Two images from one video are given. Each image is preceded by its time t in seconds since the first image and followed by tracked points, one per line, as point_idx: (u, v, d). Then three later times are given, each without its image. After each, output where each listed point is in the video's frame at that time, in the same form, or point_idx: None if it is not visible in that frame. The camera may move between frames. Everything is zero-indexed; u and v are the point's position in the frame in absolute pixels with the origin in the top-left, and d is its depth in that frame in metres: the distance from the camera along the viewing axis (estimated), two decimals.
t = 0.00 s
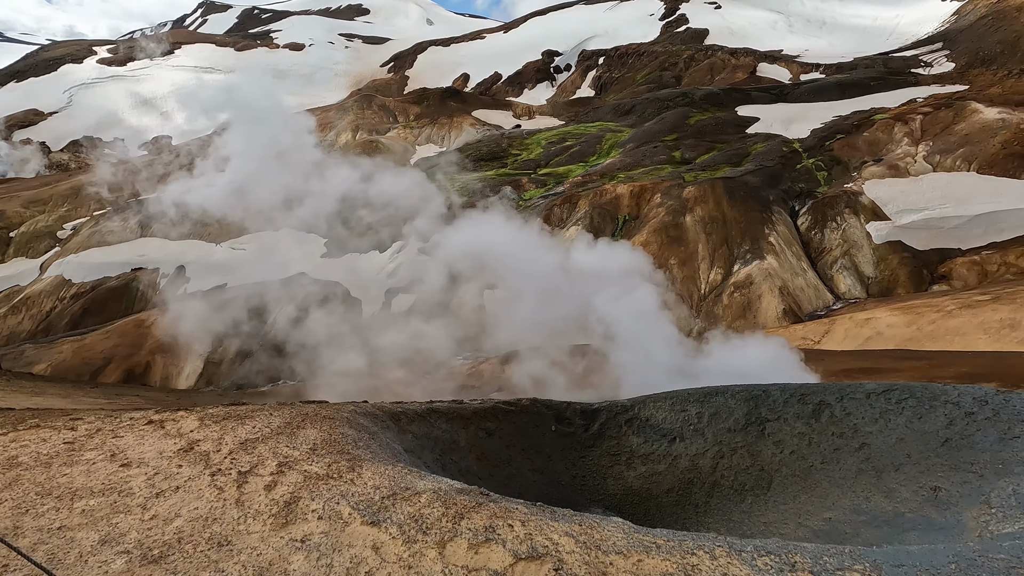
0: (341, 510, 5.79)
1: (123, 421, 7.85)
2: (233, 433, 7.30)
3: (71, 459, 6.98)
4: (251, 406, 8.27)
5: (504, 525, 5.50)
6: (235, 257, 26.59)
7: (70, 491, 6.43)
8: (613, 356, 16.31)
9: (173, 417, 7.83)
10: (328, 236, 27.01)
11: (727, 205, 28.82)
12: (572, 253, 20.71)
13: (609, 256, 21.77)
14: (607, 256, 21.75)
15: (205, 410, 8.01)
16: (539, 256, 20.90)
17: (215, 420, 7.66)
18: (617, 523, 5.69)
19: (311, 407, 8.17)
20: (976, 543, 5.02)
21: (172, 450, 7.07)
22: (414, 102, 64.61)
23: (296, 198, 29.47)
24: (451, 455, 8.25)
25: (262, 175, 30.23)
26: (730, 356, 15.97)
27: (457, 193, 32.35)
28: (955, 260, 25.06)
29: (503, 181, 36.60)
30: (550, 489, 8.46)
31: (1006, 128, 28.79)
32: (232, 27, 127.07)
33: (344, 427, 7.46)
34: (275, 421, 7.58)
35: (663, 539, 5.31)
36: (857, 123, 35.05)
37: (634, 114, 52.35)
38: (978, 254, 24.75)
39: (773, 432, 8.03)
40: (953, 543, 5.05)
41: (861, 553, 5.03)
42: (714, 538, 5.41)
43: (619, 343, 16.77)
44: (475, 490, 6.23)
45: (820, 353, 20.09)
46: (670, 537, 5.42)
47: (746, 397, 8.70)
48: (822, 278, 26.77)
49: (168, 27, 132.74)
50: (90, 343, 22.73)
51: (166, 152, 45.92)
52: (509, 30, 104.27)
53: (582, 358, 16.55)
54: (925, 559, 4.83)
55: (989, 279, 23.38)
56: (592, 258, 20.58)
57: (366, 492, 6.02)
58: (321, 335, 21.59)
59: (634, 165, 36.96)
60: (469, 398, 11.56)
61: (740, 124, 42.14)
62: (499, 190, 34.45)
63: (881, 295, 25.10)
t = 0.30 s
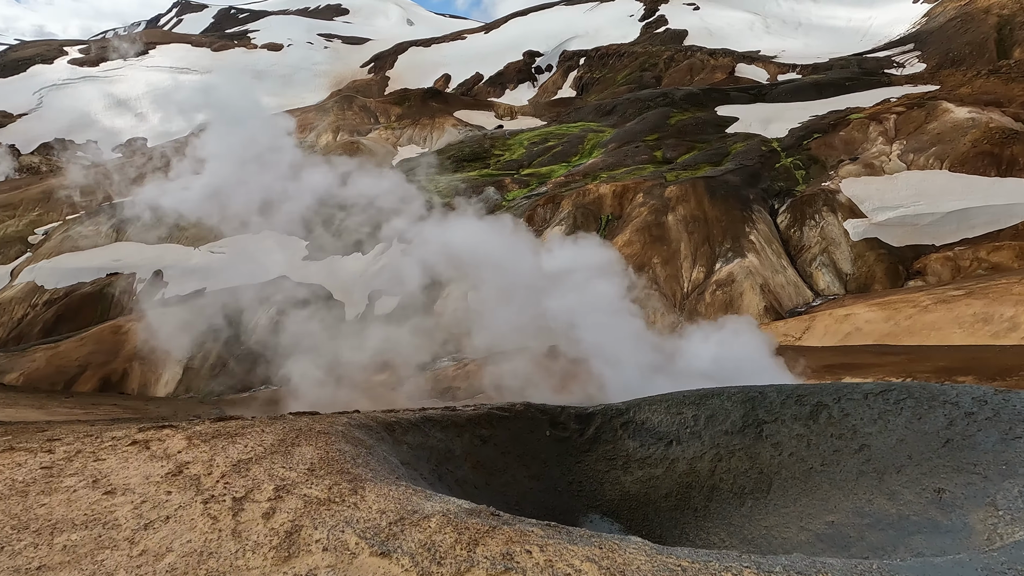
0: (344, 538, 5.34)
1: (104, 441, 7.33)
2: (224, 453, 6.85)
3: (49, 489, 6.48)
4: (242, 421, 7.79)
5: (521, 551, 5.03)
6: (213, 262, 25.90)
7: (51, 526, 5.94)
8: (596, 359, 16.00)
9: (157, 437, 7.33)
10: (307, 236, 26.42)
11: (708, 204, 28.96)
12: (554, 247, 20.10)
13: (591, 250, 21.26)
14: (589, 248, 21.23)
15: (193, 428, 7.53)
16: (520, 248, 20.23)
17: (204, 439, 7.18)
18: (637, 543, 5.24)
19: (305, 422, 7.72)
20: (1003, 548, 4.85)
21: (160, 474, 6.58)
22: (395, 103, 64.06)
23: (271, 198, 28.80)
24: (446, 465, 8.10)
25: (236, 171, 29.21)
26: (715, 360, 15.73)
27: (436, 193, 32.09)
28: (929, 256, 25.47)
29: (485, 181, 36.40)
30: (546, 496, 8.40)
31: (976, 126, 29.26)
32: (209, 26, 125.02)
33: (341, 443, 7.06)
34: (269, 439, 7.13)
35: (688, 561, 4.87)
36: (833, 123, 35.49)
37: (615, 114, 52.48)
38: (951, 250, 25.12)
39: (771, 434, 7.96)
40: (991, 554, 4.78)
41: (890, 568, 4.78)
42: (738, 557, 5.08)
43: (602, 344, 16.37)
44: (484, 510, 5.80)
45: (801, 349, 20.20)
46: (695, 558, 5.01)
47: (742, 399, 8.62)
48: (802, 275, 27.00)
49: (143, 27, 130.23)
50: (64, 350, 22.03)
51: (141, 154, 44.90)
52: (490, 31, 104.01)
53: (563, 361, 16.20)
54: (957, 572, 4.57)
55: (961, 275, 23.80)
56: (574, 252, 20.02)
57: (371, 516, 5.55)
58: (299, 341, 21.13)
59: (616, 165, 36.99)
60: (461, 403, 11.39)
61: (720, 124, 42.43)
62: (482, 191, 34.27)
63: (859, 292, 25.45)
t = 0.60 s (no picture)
0: (345, 556, 5.07)
1: (77, 458, 6.95)
2: (209, 467, 6.55)
3: (18, 513, 6.10)
4: (226, 432, 7.48)
5: (537, 565, 4.78)
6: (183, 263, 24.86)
7: (21, 555, 5.59)
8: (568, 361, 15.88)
9: (135, 451, 6.97)
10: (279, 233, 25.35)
11: (684, 200, 29.12)
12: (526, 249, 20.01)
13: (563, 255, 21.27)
14: (560, 253, 21.21)
15: (172, 441, 7.18)
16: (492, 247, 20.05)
17: (186, 452, 6.86)
18: (656, 552, 5.01)
19: (294, 432, 7.46)
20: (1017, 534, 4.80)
21: (139, 492, 6.23)
22: (370, 101, 63.18)
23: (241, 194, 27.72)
24: (438, 469, 7.92)
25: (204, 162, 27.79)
26: (688, 365, 15.83)
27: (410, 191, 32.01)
28: (897, 249, 25.74)
29: (462, 180, 36.09)
30: (540, 497, 8.26)
31: (940, 122, 29.74)
32: (175, 23, 121.78)
33: (333, 452, 6.84)
34: (256, 451, 6.86)
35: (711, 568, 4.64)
36: (803, 119, 36.01)
37: (591, 112, 52.49)
38: (917, 243, 25.34)
39: (763, 428, 7.92)
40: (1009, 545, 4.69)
41: (912, 568, 4.65)
42: (759, 561, 4.85)
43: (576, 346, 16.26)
44: (490, 520, 5.56)
45: (776, 342, 20.28)
46: (719, 565, 4.75)
47: (733, 394, 8.57)
48: (776, 269, 27.30)
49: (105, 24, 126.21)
50: (27, 359, 21.17)
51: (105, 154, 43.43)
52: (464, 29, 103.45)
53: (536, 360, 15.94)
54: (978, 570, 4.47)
55: (927, 266, 23.91)
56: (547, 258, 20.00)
57: (373, 532, 5.29)
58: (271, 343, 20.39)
59: (593, 162, 36.98)
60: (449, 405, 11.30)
61: (694, 121, 42.78)
62: (459, 190, 33.99)
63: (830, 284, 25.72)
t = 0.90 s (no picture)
0: None
1: (39, 480, 6.52)
2: (187, 485, 6.22)
3: None
4: (203, 443, 7.13)
5: None
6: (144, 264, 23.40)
7: None
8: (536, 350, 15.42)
9: (104, 470, 6.56)
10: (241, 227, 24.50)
11: (653, 190, 29.27)
12: (487, 242, 19.60)
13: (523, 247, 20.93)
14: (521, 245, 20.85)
15: (144, 457, 6.77)
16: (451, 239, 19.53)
17: (160, 469, 6.49)
18: (665, 557, 4.87)
19: (276, 441, 7.15)
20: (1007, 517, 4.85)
21: (111, 517, 5.86)
22: (335, 94, 61.89)
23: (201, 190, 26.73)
24: (422, 471, 7.82)
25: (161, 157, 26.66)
26: (656, 346, 15.51)
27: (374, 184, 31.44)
28: (857, 235, 26.28)
29: (432, 173, 35.61)
30: (526, 494, 8.19)
31: (895, 111, 30.43)
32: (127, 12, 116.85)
33: (320, 462, 6.58)
34: (237, 464, 6.53)
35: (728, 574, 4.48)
36: (766, 109, 36.52)
37: (559, 104, 52.40)
38: (875, 229, 25.92)
39: (746, 417, 7.93)
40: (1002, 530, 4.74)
41: (920, 561, 4.61)
42: (769, 562, 4.76)
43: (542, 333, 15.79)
44: (493, 530, 5.40)
45: (744, 329, 20.57)
46: (731, 568, 4.64)
47: (715, 382, 8.59)
48: (742, 257, 27.74)
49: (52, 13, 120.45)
50: None
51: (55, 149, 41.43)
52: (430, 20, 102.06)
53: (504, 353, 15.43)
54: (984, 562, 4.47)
55: (885, 251, 24.55)
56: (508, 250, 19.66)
57: (372, 552, 5.11)
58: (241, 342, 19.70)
59: (563, 154, 36.93)
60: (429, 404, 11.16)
61: (662, 112, 43.07)
62: (429, 184, 33.62)
63: (795, 271, 26.23)
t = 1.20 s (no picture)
0: None
1: (4, 499, 6.16)
2: (169, 499, 5.94)
3: None
4: (182, 453, 6.92)
5: None
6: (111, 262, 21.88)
7: None
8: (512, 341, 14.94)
9: (76, 486, 6.26)
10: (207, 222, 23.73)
11: (627, 180, 29.21)
12: (454, 226, 18.89)
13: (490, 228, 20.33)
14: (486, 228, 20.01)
15: (119, 470, 6.49)
16: (417, 220, 18.67)
17: (138, 483, 6.21)
18: (680, 557, 4.79)
19: (259, 448, 7.00)
20: (1004, 498, 4.88)
21: (87, 535, 5.54)
22: (303, 84, 60.49)
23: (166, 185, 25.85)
24: (413, 471, 7.78)
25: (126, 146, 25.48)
26: (630, 331, 14.83)
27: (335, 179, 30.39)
28: (825, 221, 26.69)
29: (404, 164, 35.08)
30: (516, 489, 8.13)
31: (859, 100, 30.64)
32: None
33: (310, 468, 6.44)
34: (222, 475, 6.32)
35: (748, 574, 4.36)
36: (735, 98, 36.73)
37: (532, 94, 52.07)
38: (842, 215, 26.39)
39: (733, 404, 7.91)
40: (1003, 511, 4.74)
41: (932, 550, 4.54)
42: (784, 558, 4.69)
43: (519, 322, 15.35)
44: (499, 536, 5.25)
45: (718, 316, 20.73)
46: (747, 567, 4.57)
47: (701, 371, 8.56)
48: (715, 246, 28.08)
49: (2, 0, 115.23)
50: None
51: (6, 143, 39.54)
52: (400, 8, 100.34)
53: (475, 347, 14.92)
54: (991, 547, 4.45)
55: (851, 237, 25.01)
56: (476, 231, 18.97)
57: (375, 565, 4.86)
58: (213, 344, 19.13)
59: (536, 144, 36.71)
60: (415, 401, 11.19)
61: (634, 102, 43.12)
62: (403, 175, 33.12)
63: (766, 258, 26.57)
